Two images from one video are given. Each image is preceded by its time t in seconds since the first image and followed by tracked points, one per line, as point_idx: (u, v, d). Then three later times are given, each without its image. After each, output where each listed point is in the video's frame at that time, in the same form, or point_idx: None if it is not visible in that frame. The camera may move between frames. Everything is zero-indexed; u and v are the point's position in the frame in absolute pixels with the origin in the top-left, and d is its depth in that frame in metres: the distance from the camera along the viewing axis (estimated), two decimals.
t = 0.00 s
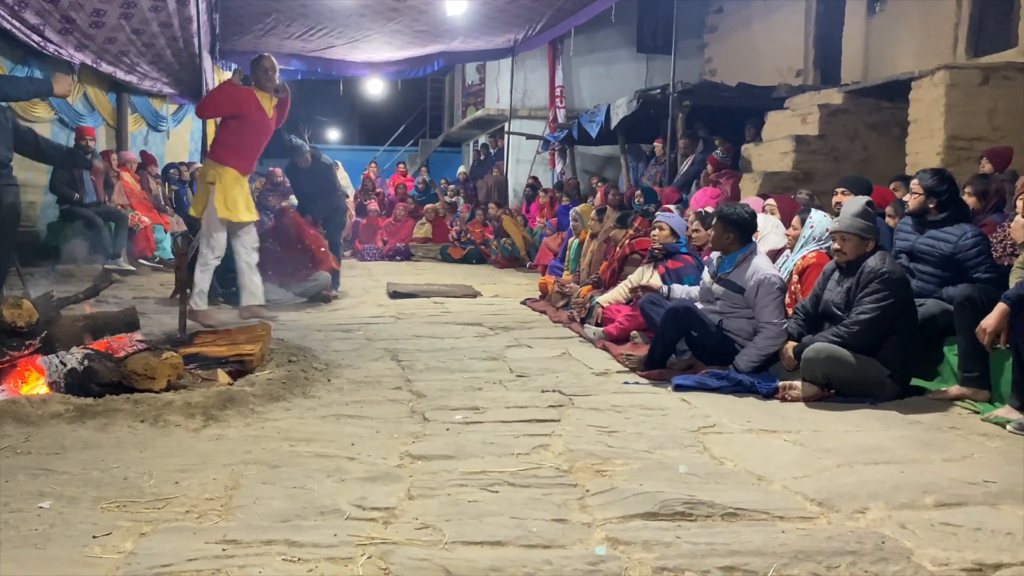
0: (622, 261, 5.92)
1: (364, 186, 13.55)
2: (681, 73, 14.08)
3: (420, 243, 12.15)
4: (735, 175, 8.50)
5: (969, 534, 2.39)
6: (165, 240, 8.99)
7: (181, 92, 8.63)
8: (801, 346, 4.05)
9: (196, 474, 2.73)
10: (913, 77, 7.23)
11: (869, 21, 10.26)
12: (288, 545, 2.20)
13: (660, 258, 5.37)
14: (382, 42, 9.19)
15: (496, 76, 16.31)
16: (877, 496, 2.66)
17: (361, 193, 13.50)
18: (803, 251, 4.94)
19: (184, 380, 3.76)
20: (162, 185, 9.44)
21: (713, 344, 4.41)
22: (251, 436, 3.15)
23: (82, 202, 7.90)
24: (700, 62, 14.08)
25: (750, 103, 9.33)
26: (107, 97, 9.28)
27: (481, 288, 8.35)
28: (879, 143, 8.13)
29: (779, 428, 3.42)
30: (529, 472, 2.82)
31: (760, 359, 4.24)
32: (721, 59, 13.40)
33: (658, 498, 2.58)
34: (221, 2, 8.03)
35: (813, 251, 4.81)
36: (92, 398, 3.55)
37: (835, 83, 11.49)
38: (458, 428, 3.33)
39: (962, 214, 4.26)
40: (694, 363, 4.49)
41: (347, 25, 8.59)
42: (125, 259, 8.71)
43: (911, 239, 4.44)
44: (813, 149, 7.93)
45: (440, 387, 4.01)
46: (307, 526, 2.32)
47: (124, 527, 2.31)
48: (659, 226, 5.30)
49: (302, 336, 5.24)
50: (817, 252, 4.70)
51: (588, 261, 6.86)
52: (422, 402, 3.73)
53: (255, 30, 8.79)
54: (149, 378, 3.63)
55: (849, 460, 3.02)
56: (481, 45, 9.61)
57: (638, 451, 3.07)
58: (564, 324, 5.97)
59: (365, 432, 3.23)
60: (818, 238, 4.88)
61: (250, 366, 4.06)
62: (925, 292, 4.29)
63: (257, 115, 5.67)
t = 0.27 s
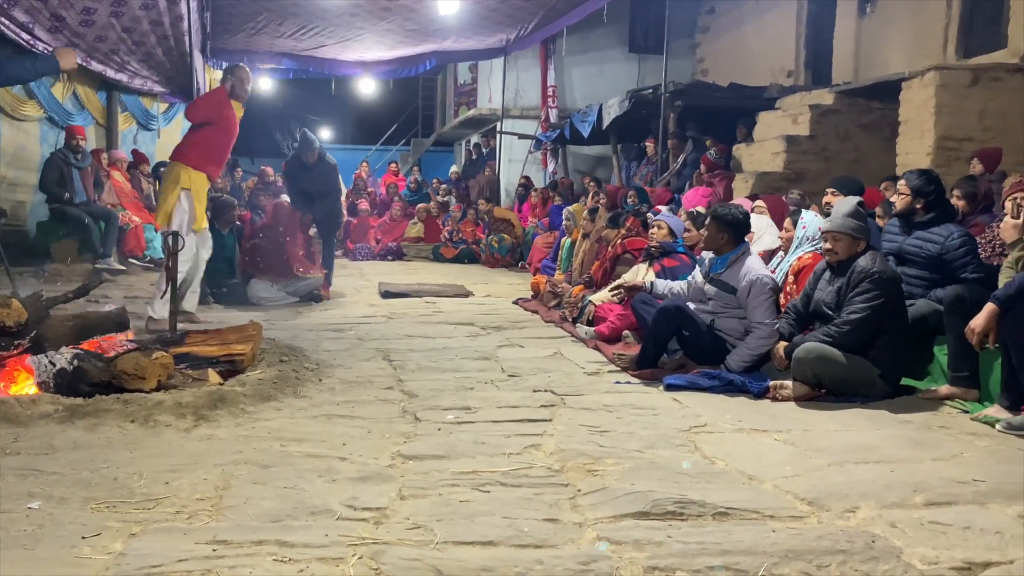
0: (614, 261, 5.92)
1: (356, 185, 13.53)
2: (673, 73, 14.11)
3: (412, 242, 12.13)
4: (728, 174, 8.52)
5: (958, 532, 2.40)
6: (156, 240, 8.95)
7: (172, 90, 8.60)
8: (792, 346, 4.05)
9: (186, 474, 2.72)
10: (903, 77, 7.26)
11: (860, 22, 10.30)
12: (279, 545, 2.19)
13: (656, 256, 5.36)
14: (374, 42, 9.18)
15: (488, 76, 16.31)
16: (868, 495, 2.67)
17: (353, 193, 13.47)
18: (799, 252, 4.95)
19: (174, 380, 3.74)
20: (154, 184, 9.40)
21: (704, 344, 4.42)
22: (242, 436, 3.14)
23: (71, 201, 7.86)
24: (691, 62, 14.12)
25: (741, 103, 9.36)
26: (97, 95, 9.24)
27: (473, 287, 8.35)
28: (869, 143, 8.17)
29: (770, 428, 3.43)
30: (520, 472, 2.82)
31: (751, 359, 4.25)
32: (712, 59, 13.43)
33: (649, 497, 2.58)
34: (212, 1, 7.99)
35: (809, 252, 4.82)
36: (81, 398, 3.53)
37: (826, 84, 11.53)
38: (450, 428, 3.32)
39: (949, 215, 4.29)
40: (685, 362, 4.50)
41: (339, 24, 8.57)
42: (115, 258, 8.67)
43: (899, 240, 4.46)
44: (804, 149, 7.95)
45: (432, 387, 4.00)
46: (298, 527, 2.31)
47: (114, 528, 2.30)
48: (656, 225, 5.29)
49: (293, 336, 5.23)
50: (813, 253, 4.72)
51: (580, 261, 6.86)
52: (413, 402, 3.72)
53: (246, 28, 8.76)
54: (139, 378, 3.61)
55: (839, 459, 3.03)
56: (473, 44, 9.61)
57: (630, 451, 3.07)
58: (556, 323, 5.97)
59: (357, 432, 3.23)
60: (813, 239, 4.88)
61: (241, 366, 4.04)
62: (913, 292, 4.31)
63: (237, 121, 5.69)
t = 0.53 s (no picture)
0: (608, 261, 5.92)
1: (349, 185, 13.52)
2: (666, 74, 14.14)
3: (406, 243, 12.12)
4: (722, 175, 8.56)
5: (950, 532, 2.41)
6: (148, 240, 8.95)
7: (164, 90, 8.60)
8: (784, 346, 4.07)
9: (178, 475, 2.71)
10: (895, 79, 7.29)
11: (852, 23, 10.34)
12: (271, 546, 2.18)
13: (652, 255, 5.37)
14: (367, 42, 9.17)
15: (482, 77, 16.32)
16: (860, 495, 2.68)
17: (346, 193, 13.45)
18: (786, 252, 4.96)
19: (167, 381, 3.73)
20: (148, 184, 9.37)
21: (697, 344, 4.42)
22: (235, 437, 3.13)
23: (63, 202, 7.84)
24: (685, 63, 14.15)
25: (734, 103, 9.37)
26: (90, 95, 9.21)
27: (467, 288, 8.34)
28: (861, 144, 8.20)
29: (763, 428, 3.44)
30: (513, 472, 2.82)
31: (745, 359, 4.26)
32: (706, 60, 13.46)
33: (643, 497, 2.58)
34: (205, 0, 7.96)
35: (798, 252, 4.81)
36: (72, 399, 3.52)
37: (819, 84, 11.56)
38: (443, 428, 3.32)
39: (939, 214, 4.30)
40: (678, 363, 4.50)
41: (332, 24, 8.56)
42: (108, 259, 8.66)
43: (889, 241, 4.46)
44: (797, 150, 7.98)
45: (425, 388, 3.99)
46: (291, 528, 2.31)
47: (105, 529, 2.29)
48: (654, 225, 5.29)
49: (286, 337, 5.22)
50: (800, 254, 4.75)
51: (574, 261, 6.87)
52: (407, 402, 3.72)
53: (239, 28, 8.75)
54: (132, 378, 3.60)
55: (832, 459, 3.04)
56: (466, 45, 9.61)
57: (623, 451, 3.07)
58: (549, 324, 5.98)
59: (351, 433, 3.22)
60: (802, 239, 4.89)
61: (233, 367, 4.03)
62: (906, 292, 4.33)
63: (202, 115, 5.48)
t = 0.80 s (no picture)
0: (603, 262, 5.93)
1: (344, 186, 13.52)
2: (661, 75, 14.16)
3: (400, 243, 12.11)
4: (716, 177, 8.61)
5: (944, 532, 2.42)
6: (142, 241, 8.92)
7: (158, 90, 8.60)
8: (779, 347, 4.08)
9: (172, 477, 2.70)
10: (889, 80, 7.32)
11: (846, 24, 10.36)
12: (265, 548, 2.18)
13: (645, 255, 5.36)
14: (361, 43, 9.16)
15: (477, 78, 16.32)
16: (854, 495, 2.68)
17: (340, 194, 13.44)
18: (773, 254, 4.99)
19: (161, 382, 3.72)
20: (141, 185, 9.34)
21: (691, 345, 4.43)
22: (229, 438, 3.12)
23: (56, 204, 7.83)
24: (679, 64, 14.17)
25: (729, 104, 9.39)
26: (84, 96, 9.17)
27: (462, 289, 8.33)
28: (855, 145, 8.22)
29: (758, 429, 3.44)
30: (508, 473, 2.82)
31: (739, 360, 4.27)
32: (700, 61, 13.49)
33: (638, 498, 2.58)
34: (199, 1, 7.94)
35: (784, 254, 4.86)
36: (66, 400, 3.50)
37: (813, 86, 11.59)
38: (438, 429, 3.32)
39: (932, 213, 4.33)
40: (673, 364, 4.51)
41: (327, 24, 8.54)
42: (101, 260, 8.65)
43: (882, 241, 4.45)
44: (791, 151, 8.00)
45: (420, 389, 3.98)
46: (285, 529, 2.30)
47: (99, 531, 2.28)
48: (646, 226, 5.28)
49: (281, 338, 5.21)
50: (789, 254, 4.77)
51: (569, 262, 6.87)
52: (402, 403, 3.72)
53: (233, 29, 8.73)
54: (125, 380, 3.59)
55: (827, 459, 3.04)
56: (461, 45, 9.60)
57: (618, 452, 3.08)
58: (544, 325, 5.98)
59: (345, 434, 3.21)
60: (790, 240, 4.92)
61: (228, 368, 4.02)
62: (899, 292, 4.33)
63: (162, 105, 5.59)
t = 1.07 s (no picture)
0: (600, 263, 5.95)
1: (341, 187, 13.52)
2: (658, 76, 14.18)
3: (397, 244, 12.11)
4: (712, 177, 8.64)
5: (940, 532, 2.42)
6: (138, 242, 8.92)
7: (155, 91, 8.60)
8: (775, 347, 4.09)
9: (168, 478, 2.69)
10: (885, 81, 7.33)
11: (843, 26, 10.39)
12: (262, 549, 2.17)
13: (639, 259, 5.36)
14: (358, 44, 9.15)
15: (474, 79, 16.32)
16: (851, 495, 2.69)
17: (337, 195, 13.44)
18: (766, 255, 5.01)
19: (157, 383, 3.71)
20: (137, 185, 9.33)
21: (688, 346, 4.43)
22: (226, 439, 3.12)
23: (52, 204, 7.84)
24: (676, 65, 14.19)
25: (725, 106, 9.40)
26: (80, 96, 9.16)
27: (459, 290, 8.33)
28: (852, 146, 8.24)
29: (755, 429, 3.45)
30: (505, 474, 2.82)
31: (736, 360, 4.27)
32: (697, 62, 13.51)
33: (634, 499, 2.59)
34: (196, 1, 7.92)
35: (775, 255, 4.88)
36: (62, 401, 3.49)
37: (809, 87, 11.61)
38: (435, 430, 3.32)
39: (928, 214, 4.33)
40: (669, 364, 4.51)
41: (323, 25, 8.54)
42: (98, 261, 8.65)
43: (878, 241, 4.46)
44: (787, 152, 8.01)
45: (417, 390, 3.98)
46: (282, 530, 2.30)
47: (95, 533, 2.27)
48: (638, 228, 5.28)
49: (278, 339, 5.21)
50: (780, 255, 4.80)
51: (565, 263, 6.88)
52: (399, 404, 3.72)
53: (230, 30, 8.72)
54: (122, 381, 3.58)
55: (823, 460, 3.05)
56: (457, 46, 9.62)
57: (615, 452, 3.08)
58: (541, 325, 5.98)
59: (342, 435, 3.21)
60: (782, 241, 4.94)
61: (224, 369, 4.01)
62: (894, 292, 4.34)
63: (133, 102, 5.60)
